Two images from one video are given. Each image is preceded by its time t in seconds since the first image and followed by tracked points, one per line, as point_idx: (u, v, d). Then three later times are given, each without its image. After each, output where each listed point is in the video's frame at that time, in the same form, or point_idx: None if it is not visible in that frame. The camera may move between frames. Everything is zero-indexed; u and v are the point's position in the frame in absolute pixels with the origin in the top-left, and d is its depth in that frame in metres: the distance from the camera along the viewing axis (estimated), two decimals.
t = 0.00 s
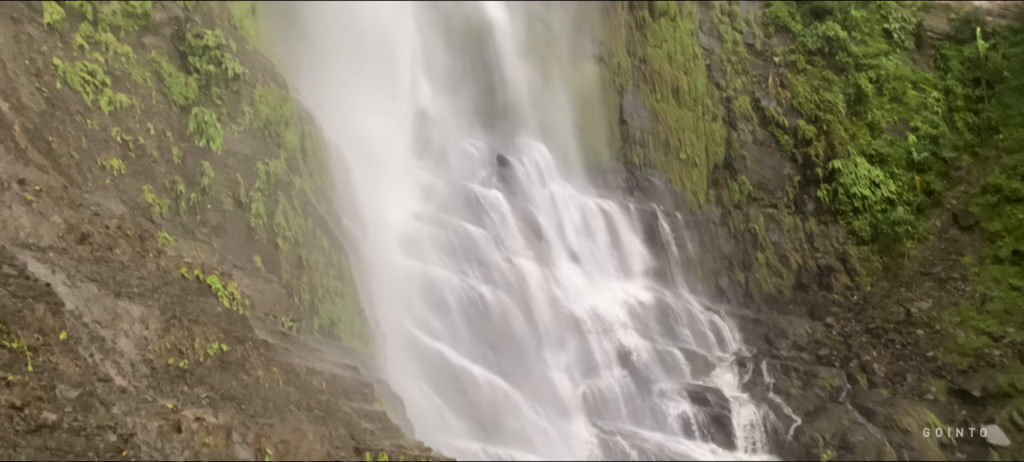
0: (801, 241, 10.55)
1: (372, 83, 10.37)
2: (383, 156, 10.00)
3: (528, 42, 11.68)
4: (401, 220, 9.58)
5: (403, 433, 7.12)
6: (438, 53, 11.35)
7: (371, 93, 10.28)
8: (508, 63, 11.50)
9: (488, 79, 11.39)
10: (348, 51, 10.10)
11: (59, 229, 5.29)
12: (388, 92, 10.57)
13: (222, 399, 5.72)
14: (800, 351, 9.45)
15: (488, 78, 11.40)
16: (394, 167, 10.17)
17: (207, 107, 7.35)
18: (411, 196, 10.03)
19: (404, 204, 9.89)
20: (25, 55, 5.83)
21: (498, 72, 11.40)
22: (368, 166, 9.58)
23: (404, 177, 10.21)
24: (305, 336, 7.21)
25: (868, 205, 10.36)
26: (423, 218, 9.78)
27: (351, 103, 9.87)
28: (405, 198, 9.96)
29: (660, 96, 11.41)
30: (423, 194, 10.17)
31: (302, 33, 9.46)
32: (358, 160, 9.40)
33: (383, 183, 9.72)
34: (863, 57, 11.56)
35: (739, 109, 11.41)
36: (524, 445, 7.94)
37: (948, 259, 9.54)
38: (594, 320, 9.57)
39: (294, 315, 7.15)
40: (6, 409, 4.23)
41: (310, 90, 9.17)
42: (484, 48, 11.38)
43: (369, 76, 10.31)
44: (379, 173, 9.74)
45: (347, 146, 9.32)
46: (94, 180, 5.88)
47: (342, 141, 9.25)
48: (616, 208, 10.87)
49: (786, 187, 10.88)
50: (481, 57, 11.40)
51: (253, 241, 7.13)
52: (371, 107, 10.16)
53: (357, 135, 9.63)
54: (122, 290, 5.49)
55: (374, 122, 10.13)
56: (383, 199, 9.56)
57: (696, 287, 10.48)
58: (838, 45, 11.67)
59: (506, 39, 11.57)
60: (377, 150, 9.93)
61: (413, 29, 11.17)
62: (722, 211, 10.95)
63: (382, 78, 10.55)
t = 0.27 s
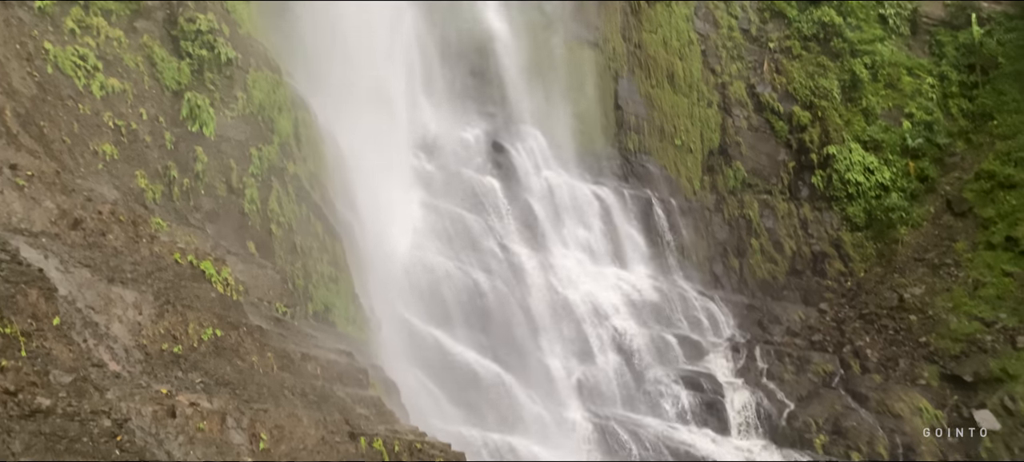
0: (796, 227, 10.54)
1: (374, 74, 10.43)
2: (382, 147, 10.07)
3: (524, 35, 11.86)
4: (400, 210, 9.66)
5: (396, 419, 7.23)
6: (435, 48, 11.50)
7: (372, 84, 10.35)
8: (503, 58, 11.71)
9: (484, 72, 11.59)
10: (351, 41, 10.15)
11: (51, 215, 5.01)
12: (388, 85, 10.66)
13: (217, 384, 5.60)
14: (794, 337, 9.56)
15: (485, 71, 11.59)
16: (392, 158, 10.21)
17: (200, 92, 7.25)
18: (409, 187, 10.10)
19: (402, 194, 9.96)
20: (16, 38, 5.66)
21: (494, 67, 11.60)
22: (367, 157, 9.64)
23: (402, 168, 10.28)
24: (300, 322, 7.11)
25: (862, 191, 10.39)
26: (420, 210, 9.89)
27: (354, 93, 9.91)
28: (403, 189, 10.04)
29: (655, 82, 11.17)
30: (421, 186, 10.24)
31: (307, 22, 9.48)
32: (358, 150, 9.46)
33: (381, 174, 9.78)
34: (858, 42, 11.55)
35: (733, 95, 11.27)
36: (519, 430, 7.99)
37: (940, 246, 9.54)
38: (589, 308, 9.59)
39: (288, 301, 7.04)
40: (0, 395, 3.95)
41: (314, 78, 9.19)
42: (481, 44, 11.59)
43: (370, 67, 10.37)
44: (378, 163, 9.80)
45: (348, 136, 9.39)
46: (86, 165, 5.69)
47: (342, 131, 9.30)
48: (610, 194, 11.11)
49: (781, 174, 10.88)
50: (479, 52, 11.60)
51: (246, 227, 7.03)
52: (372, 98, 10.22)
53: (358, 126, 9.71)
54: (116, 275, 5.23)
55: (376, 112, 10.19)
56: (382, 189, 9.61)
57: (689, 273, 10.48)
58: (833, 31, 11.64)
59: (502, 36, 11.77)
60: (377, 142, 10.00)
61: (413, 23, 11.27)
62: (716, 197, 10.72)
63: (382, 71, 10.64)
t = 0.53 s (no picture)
0: (790, 213, 11.07)
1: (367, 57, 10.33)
2: (375, 131, 9.98)
3: (519, 23, 11.89)
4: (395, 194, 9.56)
5: (389, 404, 7.07)
6: (430, 36, 11.39)
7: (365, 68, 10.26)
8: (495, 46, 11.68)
9: (478, 59, 11.54)
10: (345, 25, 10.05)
11: (43, 200, 4.98)
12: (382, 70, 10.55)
13: (210, 370, 5.50)
14: (786, 323, 9.72)
15: (481, 60, 11.51)
16: (387, 142, 10.12)
17: (192, 77, 7.22)
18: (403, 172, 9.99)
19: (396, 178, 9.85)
20: (6, 23, 5.63)
21: (487, 55, 11.57)
22: (361, 141, 9.54)
23: (395, 152, 10.17)
24: (293, 307, 7.05)
25: (855, 176, 10.89)
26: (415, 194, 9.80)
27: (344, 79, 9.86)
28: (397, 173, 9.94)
29: (650, 69, 11.79)
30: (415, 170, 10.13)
31: (299, 8, 9.41)
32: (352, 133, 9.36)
33: (373, 158, 9.68)
34: (853, 28, 12.17)
35: (727, 81, 11.96)
36: (513, 417, 7.95)
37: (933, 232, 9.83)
38: (583, 294, 9.66)
39: (282, 287, 7.00)
40: None
41: (306, 62, 9.11)
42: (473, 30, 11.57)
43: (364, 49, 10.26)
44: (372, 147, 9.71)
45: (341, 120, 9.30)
46: (78, 150, 5.65)
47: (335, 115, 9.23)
48: (603, 181, 11.13)
49: (775, 159, 11.48)
50: (474, 44, 11.55)
51: (239, 213, 6.98)
52: (366, 83, 10.13)
53: (351, 112, 9.61)
54: (109, 261, 5.16)
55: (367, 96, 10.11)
56: (376, 173, 9.53)
57: (682, 259, 10.83)
58: (828, 17, 12.27)
59: (496, 28, 11.76)
60: (371, 126, 9.90)
61: (409, 14, 11.20)
62: (710, 183, 11.43)
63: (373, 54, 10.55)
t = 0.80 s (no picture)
0: (782, 199, 11.23)
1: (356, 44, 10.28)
2: (365, 117, 9.94)
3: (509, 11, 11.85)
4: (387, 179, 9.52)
5: (384, 390, 7.08)
6: (419, 25, 11.36)
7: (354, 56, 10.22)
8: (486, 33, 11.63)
9: (470, 45, 11.44)
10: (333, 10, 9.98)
11: (33, 187, 4.84)
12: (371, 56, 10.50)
13: (202, 357, 5.37)
14: (778, 308, 9.84)
15: (473, 45, 11.43)
16: (377, 129, 10.08)
17: (182, 63, 7.20)
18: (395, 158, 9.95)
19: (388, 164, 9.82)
20: None
21: (478, 41, 11.49)
22: (351, 127, 9.50)
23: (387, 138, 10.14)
24: (286, 294, 7.01)
25: (847, 162, 11.05)
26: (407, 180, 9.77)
27: (332, 66, 9.83)
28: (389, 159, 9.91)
29: (643, 54, 11.83)
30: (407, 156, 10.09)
31: None
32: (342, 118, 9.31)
33: (364, 144, 9.65)
34: (845, 14, 12.38)
35: (720, 67, 12.23)
36: (506, 402, 7.97)
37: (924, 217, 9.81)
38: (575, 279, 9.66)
39: (274, 273, 6.93)
40: None
41: (296, 48, 9.05)
42: (463, 16, 11.51)
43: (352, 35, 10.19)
44: (363, 133, 9.67)
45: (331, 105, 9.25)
46: (68, 136, 5.60)
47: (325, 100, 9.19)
48: (596, 167, 11.17)
49: (767, 145, 11.66)
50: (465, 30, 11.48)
51: (231, 200, 6.92)
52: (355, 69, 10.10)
53: (342, 98, 9.56)
54: (100, 248, 5.04)
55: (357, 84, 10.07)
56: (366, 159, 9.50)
57: (675, 246, 10.81)
58: (820, 4, 12.53)
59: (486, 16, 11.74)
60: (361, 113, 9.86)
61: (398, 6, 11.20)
62: (703, 169, 11.51)
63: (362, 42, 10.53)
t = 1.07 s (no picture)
0: (773, 185, 11.32)
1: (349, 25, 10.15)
2: (357, 101, 9.87)
3: None
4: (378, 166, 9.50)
5: (376, 376, 7.08)
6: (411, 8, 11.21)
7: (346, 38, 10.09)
8: (477, 18, 11.56)
9: (461, 32, 11.42)
10: None
11: (22, 174, 4.79)
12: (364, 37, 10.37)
13: (195, 344, 5.38)
14: (769, 292, 9.96)
15: (463, 32, 11.43)
16: (369, 114, 10.03)
17: (172, 49, 7.16)
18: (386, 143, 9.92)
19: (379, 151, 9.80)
20: None
21: (468, 28, 11.48)
22: (343, 112, 9.44)
23: (378, 124, 10.10)
24: (279, 281, 6.97)
25: (837, 148, 11.16)
26: (399, 166, 9.77)
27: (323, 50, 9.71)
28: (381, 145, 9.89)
29: (634, 40, 11.88)
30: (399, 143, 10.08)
31: None
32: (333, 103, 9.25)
33: (355, 130, 9.60)
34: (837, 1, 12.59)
35: (711, 53, 12.26)
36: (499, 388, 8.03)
37: (913, 203, 9.83)
38: (566, 264, 9.69)
39: (266, 260, 6.89)
40: None
41: (287, 33, 8.96)
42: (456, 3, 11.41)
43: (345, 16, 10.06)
44: (354, 118, 9.61)
45: (323, 89, 9.18)
46: (58, 123, 5.52)
47: (316, 84, 9.12)
48: (589, 153, 11.26)
49: (759, 131, 11.78)
50: (456, 15, 11.41)
51: (222, 186, 6.89)
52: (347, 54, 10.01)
53: (334, 84, 9.49)
54: (91, 236, 5.04)
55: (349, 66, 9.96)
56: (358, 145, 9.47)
57: (666, 231, 10.92)
58: None
59: None
60: (353, 97, 9.78)
61: None
62: (694, 156, 11.56)
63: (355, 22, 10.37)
